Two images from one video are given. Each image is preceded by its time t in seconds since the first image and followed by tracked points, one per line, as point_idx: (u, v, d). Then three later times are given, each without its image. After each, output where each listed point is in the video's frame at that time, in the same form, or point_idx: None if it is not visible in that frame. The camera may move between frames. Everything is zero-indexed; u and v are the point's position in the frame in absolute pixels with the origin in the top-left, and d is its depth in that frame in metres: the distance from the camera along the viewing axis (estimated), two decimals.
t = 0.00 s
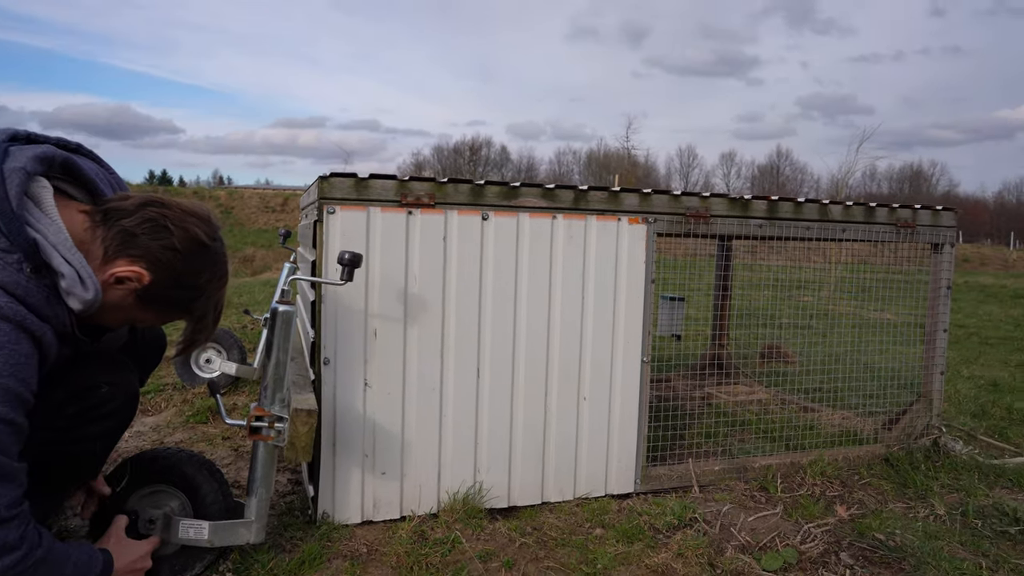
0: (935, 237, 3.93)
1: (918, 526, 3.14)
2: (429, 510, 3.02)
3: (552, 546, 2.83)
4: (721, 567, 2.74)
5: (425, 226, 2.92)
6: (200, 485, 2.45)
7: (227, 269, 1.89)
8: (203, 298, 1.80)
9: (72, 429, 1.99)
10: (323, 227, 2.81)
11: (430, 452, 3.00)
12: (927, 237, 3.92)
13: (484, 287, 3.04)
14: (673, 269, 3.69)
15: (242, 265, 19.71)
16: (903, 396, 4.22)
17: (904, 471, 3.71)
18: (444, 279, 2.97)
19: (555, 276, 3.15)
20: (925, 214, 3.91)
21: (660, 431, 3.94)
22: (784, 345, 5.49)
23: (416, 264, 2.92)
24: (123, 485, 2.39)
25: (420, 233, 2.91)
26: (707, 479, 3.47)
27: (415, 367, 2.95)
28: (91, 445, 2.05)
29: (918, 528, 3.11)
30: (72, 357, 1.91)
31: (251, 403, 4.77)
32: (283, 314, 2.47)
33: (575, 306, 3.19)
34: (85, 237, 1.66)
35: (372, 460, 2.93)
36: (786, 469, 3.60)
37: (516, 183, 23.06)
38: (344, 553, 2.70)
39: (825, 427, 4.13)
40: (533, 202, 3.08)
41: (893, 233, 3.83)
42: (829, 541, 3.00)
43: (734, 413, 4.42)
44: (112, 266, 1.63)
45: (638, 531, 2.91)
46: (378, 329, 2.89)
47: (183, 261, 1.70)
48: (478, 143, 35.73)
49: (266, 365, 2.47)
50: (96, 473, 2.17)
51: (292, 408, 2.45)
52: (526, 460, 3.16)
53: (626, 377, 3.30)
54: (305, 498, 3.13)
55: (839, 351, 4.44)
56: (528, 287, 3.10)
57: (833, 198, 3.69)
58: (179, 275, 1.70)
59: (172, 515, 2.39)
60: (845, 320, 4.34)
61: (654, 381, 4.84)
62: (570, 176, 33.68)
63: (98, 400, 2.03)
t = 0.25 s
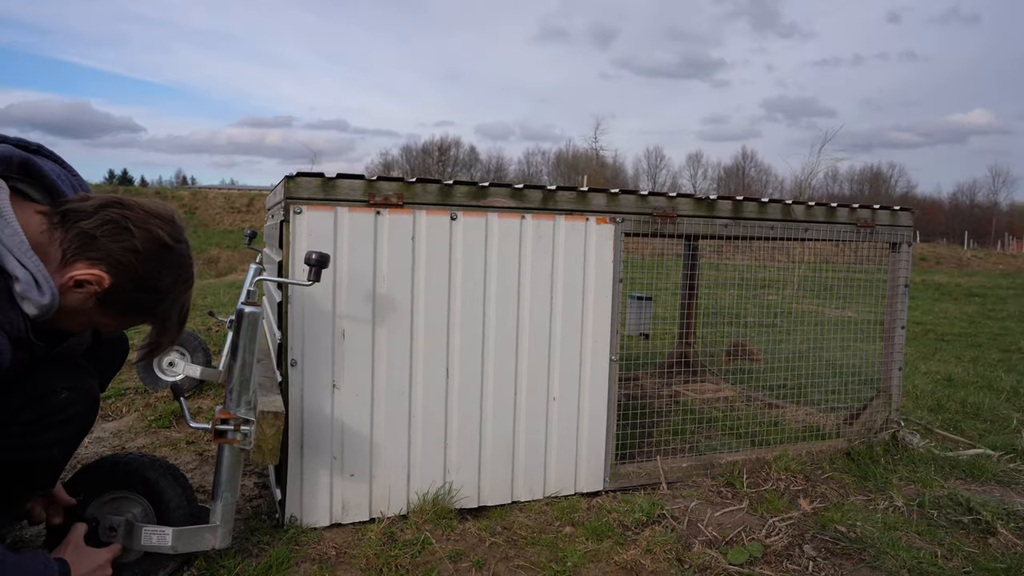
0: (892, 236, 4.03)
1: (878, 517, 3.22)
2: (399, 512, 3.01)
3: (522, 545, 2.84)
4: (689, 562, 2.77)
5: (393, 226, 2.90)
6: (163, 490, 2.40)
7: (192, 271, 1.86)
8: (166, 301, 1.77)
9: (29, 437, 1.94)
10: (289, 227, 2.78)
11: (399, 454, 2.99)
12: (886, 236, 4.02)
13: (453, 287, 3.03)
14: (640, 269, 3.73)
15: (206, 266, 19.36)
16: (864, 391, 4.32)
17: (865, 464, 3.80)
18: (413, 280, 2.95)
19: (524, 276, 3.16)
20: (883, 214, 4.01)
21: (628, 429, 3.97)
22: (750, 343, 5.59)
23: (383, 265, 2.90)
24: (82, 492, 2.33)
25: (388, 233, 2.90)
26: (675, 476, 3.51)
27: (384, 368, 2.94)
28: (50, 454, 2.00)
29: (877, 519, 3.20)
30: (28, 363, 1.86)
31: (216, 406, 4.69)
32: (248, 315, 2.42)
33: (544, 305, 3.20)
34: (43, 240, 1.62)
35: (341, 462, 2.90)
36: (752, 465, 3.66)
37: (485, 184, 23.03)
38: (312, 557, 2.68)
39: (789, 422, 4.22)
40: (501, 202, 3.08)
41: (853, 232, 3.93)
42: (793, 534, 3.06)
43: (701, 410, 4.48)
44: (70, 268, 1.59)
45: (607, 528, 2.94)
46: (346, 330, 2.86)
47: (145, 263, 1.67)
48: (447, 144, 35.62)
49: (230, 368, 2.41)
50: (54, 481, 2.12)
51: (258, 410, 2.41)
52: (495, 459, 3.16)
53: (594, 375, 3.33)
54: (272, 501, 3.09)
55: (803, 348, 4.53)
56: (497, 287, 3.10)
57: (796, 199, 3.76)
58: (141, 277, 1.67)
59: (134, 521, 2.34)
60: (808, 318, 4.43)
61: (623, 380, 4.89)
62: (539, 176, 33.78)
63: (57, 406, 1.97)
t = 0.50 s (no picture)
0: (857, 238, 4.14)
1: (843, 512, 3.30)
2: (373, 515, 3.00)
3: (497, 547, 2.85)
4: (661, 560, 2.81)
5: (366, 228, 2.89)
6: (132, 497, 2.37)
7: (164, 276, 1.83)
8: (137, 306, 1.74)
9: None
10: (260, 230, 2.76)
11: (373, 457, 2.98)
12: (851, 238, 4.12)
13: (427, 289, 3.03)
14: (612, 270, 3.76)
15: (173, 268, 19.02)
16: (831, 389, 4.42)
17: (831, 461, 3.89)
18: (386, 282, 2.95)
19: (498, 278, 3.17)
20: (848, 216, 4.11)
21: (601, 429, 4.01)
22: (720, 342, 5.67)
23: (356, 267, 2.89)
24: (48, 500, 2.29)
25: (361, 236, 2.89)
26: (648, 475, 3.55)
27: (357, 371, 2.92)
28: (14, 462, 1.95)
29: (843, 514, 3.27)
30: None
31: (185, 411, 4.62)
32: (219, 318, 2.38)
33: (517, 307, 3.22)
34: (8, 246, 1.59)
35: (314, 466, 2.89)
36: (723, 463, 3.72)
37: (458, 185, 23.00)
38: (286, 562, 2.65)
39: (759, 421, 4.30)
40: (474, 204, 3.09)
41: (819, 234, 4.01)
42: (762, 530, 3.11)
43: (673, 409, 4.54)
44: (35, 274, 1.57)
45: (581, 528, 2.97)
46: (319, 333, 2.85)
47: (114, 267, 1.65)
48: (419, 144, 35.49)
49: (201, 371, 2.37)
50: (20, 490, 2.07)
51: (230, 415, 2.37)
52: (470, 461, 3.17)
53: (568, 376, 3.35)
54: (244, 507, 3.06)
55: (772, 347, 4.62)
56: (471, 289, 3.11)
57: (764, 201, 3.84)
58: (110, 281, 1.65)
59: (101, 530, 2.29)
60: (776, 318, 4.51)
61: (596, 380, 4.93)
62: (511, 177, 33.83)
63: (20, 413, 1.93)
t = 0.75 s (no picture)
0: (829, 239, 4.21)
1: (816, 510, 3.35)
2: (349, 520, 2.97)
3: (474, 550, 2.84)
4: (638, 561, 2.82)
5: (340, 230, 2.87)
6: (101, 505, 2.33)
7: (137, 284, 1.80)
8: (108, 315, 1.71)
9: None
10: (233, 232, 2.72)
11: (349, 461, 2.95)
12: (823, 240, 4.19)
13: (403, 292, 3.02)
14: (588, 271, 3.78)
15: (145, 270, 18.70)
16: (804, 389, 4.48)
17: (804, 459, 3.95)
18: (362, 285, 2.93)
19: (474, 281, 3.16)
20: (820, 218, 4.17)
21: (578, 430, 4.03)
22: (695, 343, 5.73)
23: (331, 270, 2.87)
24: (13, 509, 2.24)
25: (335, 238, 2.86)
26: (624, 475, 3.57)
27: (332, 374, 2.90)
28: None
29: (816, 512, 3.32)
30: None
31: (156, 416, 4.55)
32: (192, 322, 2.31)
33: (494, 309, 3.21)
34: None
35: (289, 471, 2.85)
36: (698, 463, 3.75)
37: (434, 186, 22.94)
38: (260, 569, 2.62)
39: (733, 420, 4.35)
40: (450, 206, 3.08)
41: (791, 236, 4.08)
42: (737, 529, 3.15)
43: (650, 410, 4.58)
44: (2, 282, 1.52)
45: (558, 530, 2.97)
46: (293, 337, 2.82)
47: (85, 275, 1.61)
48: (395, 145, 35.33)
49: (171, 377, 2.30)
50: None
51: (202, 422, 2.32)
52: (447, 464, 3.16)
53: (544, 378, 3.36)
54: (217, 513, 3.01)
55: (746, 348, 4.67)
56: (447, 291, 3.10)
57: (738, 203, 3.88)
58: (81, 290, 1.61)
59: (69, 539, 2.24)
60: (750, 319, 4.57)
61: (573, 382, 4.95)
62: (488, 178, 33.81)
63: None
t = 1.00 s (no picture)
0: (816, 240, 4.21)
1: (804, 510, 3.36)
2: (338, 523, 2.95)
3: (463, 552, 2.83)
4: (628, 562, 2.82)
5: (328, 232, 2.85)
6: (85, 510, 2.32)
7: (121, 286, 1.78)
8: (92, 318, 1.68)
9: None
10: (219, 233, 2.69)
11: (337, 464, 2.93)
12: (810, 241, 4.20)
13: (391, 293, 3.00)
14: (576, 272, 3.78)
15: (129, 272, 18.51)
16: (791, 389, 4.50)
17: (792, 459, 3.96)
18: (349, 287, 2.91)
19: (462, 282, 3.15)
20: (807, 219, 4.18)
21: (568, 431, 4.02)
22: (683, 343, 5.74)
23: (319, 271, 2.84)
24: None
25: (323, 239, 2.84)
26: (614, 476, 3.57)
27: (320, 377, 2.88)
28: None
29: (804, 512, 3.34)
30: None
31: (141, 419, 4.50)
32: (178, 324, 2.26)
33: (483, 311, 3.20)
34: None
35: (277, 475, 2.83)
36: (687, 463, 3.76)
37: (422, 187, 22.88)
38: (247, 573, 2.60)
39: (721, 420, 4.36)
40: (438, 207, 3.07)
41: (778, 237, 4.09)
42: (726, 529, 3.15)
43: (638, 410, 4.58)
44: None
45: (548, 531, 2.96)
46: (281, 339, 2.79)
47: (69, 278, 1.59)
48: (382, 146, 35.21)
49: (156, 381, 2.25)
50: None
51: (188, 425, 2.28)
52: (436, 466, 3.14)
53: (533, 379, 3.35)
54: (203, 517, 2.99)
55: (733, 348, 4.69)
56: (435, 293, 3.09)
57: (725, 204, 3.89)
58: (65, 292, 1.59)
59: (52, 545, 2.20)
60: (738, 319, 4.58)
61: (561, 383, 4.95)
62: (475, 179, 33.77)
63: None
